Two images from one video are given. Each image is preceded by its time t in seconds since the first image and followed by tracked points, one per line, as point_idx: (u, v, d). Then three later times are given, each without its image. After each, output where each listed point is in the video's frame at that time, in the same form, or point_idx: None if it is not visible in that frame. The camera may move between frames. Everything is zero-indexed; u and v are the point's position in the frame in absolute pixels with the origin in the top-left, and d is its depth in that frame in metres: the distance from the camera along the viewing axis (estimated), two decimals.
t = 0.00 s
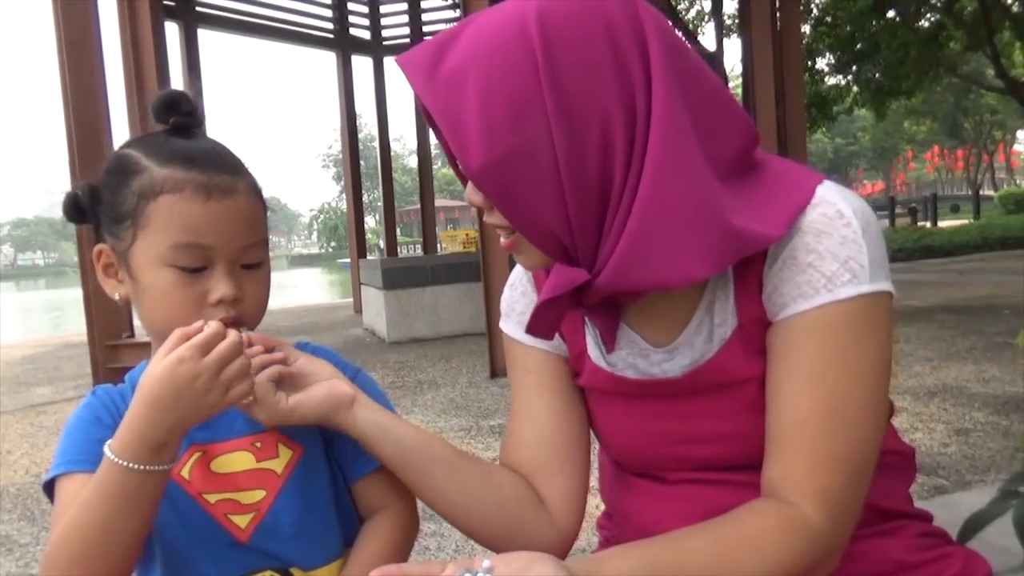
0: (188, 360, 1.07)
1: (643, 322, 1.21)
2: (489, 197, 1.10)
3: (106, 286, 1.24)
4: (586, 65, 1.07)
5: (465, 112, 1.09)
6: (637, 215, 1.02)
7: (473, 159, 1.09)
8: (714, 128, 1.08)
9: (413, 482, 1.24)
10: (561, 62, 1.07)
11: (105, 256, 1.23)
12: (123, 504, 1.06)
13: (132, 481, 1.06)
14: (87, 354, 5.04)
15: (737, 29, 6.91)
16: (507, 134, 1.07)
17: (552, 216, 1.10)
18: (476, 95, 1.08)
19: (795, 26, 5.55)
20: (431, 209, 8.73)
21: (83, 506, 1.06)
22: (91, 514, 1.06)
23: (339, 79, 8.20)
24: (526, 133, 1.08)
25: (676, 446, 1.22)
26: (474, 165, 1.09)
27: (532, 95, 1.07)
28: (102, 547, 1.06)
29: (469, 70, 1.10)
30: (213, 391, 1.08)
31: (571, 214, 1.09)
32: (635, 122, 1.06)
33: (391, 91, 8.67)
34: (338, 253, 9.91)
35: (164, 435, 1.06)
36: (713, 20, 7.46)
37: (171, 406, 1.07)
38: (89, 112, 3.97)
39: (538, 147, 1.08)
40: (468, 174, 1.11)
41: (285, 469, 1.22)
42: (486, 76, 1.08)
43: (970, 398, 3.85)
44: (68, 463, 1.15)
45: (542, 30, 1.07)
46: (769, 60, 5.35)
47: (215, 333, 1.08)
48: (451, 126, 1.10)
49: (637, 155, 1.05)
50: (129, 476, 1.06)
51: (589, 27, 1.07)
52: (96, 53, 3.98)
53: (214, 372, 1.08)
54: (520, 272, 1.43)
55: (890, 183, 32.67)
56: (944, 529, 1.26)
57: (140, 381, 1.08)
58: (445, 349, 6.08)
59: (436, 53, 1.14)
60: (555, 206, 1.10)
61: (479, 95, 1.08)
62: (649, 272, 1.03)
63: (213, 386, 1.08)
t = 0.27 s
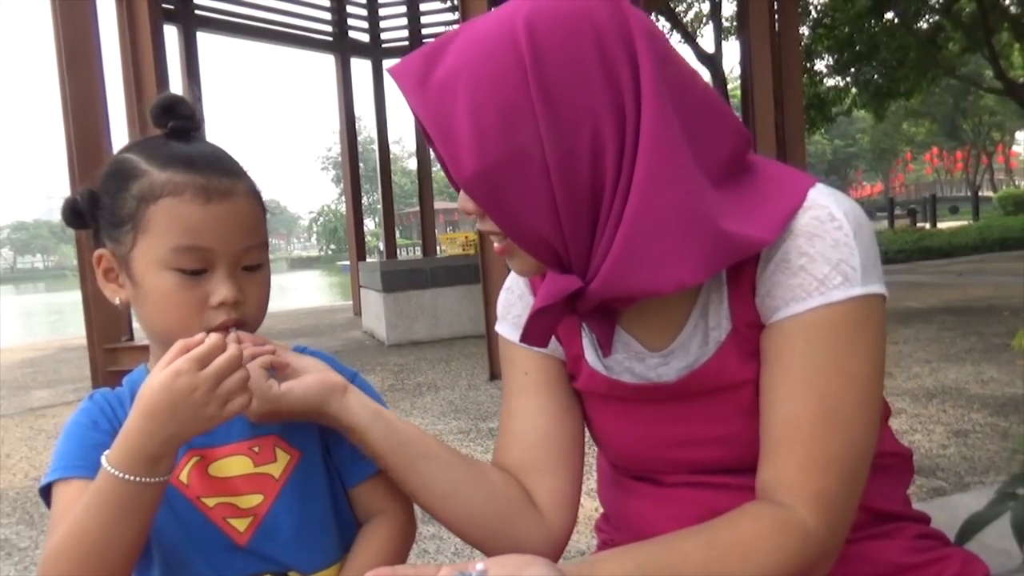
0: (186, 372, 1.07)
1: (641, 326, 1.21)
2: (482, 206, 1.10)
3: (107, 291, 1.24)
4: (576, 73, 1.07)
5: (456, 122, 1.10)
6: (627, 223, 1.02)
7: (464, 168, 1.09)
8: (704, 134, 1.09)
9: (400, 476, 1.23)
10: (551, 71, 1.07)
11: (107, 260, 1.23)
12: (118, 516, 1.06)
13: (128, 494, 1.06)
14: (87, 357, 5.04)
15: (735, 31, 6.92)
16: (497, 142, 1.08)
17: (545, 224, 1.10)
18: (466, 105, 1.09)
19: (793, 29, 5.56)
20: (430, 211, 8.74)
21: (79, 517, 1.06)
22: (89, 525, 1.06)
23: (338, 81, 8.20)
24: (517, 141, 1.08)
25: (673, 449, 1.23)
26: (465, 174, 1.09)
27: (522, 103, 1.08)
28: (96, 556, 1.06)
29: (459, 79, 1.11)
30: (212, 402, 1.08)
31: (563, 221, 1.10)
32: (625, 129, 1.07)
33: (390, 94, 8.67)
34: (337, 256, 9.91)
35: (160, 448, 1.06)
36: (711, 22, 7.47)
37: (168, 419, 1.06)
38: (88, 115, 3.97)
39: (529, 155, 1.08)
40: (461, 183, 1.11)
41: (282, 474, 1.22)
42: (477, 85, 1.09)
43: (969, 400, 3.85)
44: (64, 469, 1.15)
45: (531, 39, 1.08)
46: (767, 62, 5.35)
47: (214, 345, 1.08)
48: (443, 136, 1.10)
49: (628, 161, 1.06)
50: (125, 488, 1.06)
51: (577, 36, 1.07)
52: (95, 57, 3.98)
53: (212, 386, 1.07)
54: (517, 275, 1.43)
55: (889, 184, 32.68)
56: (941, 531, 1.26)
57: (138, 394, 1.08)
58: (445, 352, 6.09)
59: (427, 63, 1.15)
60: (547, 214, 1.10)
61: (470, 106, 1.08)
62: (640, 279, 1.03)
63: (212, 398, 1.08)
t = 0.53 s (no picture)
0: (139, 367, 1.07)
1: (639, 327, 1.21)
2: (479, 210, 1.10)
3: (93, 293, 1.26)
4: (574, 77, 1.07)
5: (454, 126, 1.09)
6: (626, 226, 1.02)
7: (462, 173, 1.09)
8: (701, 137, 1.09)
9: (400, 471, 1.20)
10: (549, 75, 1.07)
11: (91, 262, 1.25)
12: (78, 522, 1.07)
13: (83, 497, 1.08)
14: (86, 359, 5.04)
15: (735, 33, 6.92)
16: (495, 146, 1.07)
17: (543, 228, 1.10)
18: (463, 110, 1.08)
19: (792, 30, 5.56)
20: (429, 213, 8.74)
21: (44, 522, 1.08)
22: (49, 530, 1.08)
23: (337, 83, 8.20)
24: (514, 145, 1.08)
25: (671, 452, 1.23)
26: (463, 179, 1.09)
27: (520, 108, 1.07)
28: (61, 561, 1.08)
29: (455, 84, 1.10)
30: (167, 400, 1.08)
31: (561, 226, 1.10)
32: (623, 134, 1.07)
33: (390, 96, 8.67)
34: (336, 257, 9.91)
35: (118, 450, 1.07)
36: (710, 24, 7.47)
37: (127, 418, 1.06)
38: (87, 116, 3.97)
39: (527, 160, 1.08)
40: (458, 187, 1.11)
41: (276, 468, 1.22)
42: (473, 89, 1.08)
43: (968, 402, 3.85)
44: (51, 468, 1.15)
45: (528, 44, 1.08)
46: (766, 63, 5.34)
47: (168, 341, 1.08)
48: (439, 140, 1.10)
49: (625, 165, 1.06)
50: (88, 490, 1.07)
51: (575, 41, 1.07)
52: (94, 59, 3.98)
53: (166, 380, 1.07)
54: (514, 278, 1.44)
55: (888, 185, 32.70)
56: (940, 533, 1.25)
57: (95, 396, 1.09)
58: (445, 353, 6.09)
59: (423, 68, 1.15)
60: (545, 218, 1.10)
61: (467, 109, 1.08)
62: (638, 282, 1.03)
63: (166, 395, 1.07)
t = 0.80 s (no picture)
0: (56, 388, 0.99)
1: (637, 326, 1.21)
2: (483, 204, 1.10)
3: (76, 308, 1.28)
4: (582, 74, 1.07)
5: (458, 119, 1.09)
6: (632, 222, 1.02)
7: (467, 167, 1.08)
8: (704, 137, 1.09)
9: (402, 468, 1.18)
10: (558, 72, 1.07)
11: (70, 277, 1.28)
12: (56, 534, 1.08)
13: (49, 514, 1.07)
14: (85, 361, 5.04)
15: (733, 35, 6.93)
16: (500, 141, 1.07)
17: (547, 224, 1.10)
18: (470, 103, 1.08)
19: (791, 32, 5.57)
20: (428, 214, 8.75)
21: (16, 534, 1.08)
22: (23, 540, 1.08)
23: (336, 85, 8.20)
24: (520, 140, 1.08)
25: (670, 453, 1.23)
26: (468, 173, 1.08)
27: (528, 104, 1.07)
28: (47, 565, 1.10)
29: (461, 77, 1.10)
30: (101, 416, 1.01)
31: (565, 223, 1.10)
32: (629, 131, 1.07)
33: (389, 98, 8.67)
34: (335, 259, 9.91)
35: (65, 468, 1.04)
36: (709, 26, 7.48)
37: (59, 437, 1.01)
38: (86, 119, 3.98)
39: (533, 155, 1.08)
40: (461, 181, 1.11)
41: (274, 456, 1.25)
42: (479, 83, 1.08)
43: (966, 403, 3.86)
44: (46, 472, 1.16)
45: (536, 41, 1.08)
46: (765, 65, 5.35)
47: (89, 347, 1.00)
48: (443, 133, 1.09)
49: (631, 163, 1.06)
50: (41, 512, 1.06)
51: (583, 39, 1.08)
52: (94, 61, 3.98)
53: (95, 395, 1.00)
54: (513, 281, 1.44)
55: (887, 187, 32.71)
56: (938, 535, 1.26)
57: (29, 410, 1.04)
58: (443, 355, 6.09)
59: (426, 62, 1.14)
60: (549, 214, 1.10)
61: (473, 104, 1.08)
62: (643, 278, 1.03)
63: (98, 412, 1.00)
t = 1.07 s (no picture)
0: (70, 395, 0.99)
1: (642, 331, 1.22)
2: (507, 184, 1.09)
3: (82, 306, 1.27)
4: (611, 59, 1.09)
5: (486, 97, 1.08)
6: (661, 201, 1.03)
7: (495, 143, 1.07)
8: (722, 129, 1.12)
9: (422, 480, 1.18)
10: (588, 55, 1.09)
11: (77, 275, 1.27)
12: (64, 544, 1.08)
13: (60, 518, 1.07)
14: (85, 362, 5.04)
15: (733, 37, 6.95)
16: (529, 121, 1.07)
17: (569, 208, 1.10)
18: (499, 82, 1.08)
19: (790, 34, 5.57)
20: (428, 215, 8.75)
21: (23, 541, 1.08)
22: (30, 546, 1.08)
23: (336, 86, 8.20)
24: (548, 122, 1.08)
25: (671, 456, 1.23)
26: (496, 150, 1.07)
27: (557, 85, 1.08)
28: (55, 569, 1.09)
29: (489, 57, 1.10)
30: (116, 420, 1.01)
31: (588, 207, 1.10)
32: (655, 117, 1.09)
33: (388, 99, 8.67)
34: (335, 260, 9.92)
35: (78, 473, 1.05)
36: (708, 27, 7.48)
37: (76, 443, 1.02)
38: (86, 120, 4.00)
39: (560, 137, 1.09)
40: (485, 161, 1.10)
41: (276, 472, 1.23)
42: (509, 63, 1.09)
43: (966, 405, 3.86)
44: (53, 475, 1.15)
45: (568, 24, 1.09)
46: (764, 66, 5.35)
47: (102, 352, 1.00)
48: (470, 110, 1.08)
49: (658, 147, 1.07)
50: (52, 517, 1.06)
51: (613, 25, 1.10)
52: (94, 62, 3.99)
53: (108, 401, 1.00)
54: (516, 283, 1.44)
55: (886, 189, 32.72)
56: (940, 538, 1.26)
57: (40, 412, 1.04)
58: (443, 357, 6.09)
59: (450, 44, 1.15)
60: (572, 195, 1.10)
61: (502, 82, 1.08)
62: (670, 260, 1.03)
63: (112, 415, 1.01)
